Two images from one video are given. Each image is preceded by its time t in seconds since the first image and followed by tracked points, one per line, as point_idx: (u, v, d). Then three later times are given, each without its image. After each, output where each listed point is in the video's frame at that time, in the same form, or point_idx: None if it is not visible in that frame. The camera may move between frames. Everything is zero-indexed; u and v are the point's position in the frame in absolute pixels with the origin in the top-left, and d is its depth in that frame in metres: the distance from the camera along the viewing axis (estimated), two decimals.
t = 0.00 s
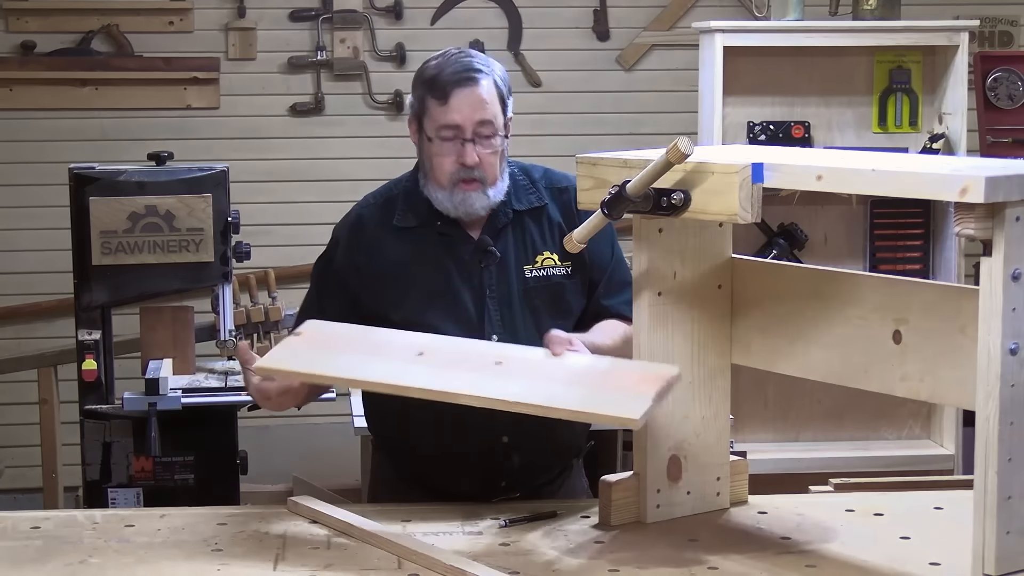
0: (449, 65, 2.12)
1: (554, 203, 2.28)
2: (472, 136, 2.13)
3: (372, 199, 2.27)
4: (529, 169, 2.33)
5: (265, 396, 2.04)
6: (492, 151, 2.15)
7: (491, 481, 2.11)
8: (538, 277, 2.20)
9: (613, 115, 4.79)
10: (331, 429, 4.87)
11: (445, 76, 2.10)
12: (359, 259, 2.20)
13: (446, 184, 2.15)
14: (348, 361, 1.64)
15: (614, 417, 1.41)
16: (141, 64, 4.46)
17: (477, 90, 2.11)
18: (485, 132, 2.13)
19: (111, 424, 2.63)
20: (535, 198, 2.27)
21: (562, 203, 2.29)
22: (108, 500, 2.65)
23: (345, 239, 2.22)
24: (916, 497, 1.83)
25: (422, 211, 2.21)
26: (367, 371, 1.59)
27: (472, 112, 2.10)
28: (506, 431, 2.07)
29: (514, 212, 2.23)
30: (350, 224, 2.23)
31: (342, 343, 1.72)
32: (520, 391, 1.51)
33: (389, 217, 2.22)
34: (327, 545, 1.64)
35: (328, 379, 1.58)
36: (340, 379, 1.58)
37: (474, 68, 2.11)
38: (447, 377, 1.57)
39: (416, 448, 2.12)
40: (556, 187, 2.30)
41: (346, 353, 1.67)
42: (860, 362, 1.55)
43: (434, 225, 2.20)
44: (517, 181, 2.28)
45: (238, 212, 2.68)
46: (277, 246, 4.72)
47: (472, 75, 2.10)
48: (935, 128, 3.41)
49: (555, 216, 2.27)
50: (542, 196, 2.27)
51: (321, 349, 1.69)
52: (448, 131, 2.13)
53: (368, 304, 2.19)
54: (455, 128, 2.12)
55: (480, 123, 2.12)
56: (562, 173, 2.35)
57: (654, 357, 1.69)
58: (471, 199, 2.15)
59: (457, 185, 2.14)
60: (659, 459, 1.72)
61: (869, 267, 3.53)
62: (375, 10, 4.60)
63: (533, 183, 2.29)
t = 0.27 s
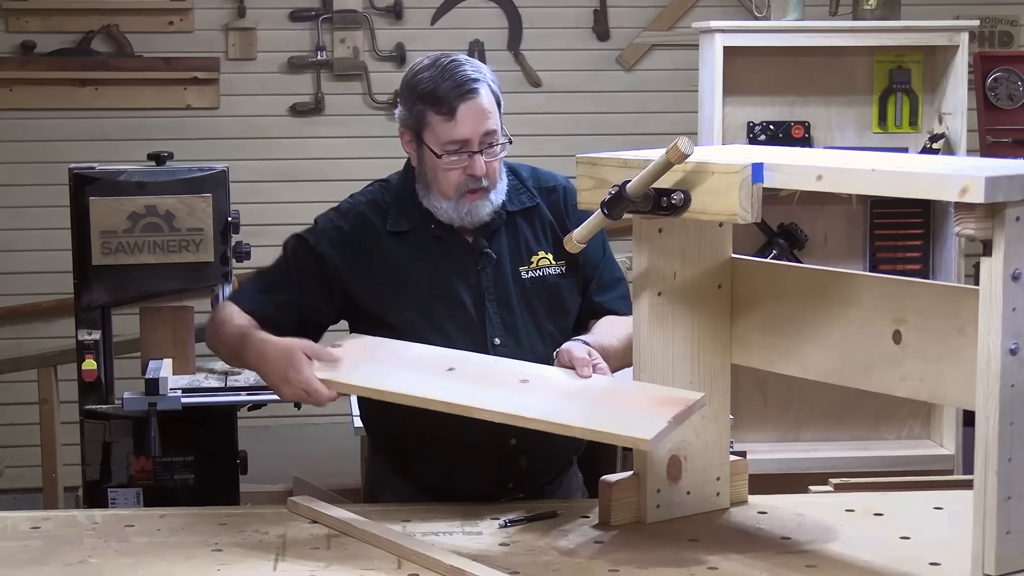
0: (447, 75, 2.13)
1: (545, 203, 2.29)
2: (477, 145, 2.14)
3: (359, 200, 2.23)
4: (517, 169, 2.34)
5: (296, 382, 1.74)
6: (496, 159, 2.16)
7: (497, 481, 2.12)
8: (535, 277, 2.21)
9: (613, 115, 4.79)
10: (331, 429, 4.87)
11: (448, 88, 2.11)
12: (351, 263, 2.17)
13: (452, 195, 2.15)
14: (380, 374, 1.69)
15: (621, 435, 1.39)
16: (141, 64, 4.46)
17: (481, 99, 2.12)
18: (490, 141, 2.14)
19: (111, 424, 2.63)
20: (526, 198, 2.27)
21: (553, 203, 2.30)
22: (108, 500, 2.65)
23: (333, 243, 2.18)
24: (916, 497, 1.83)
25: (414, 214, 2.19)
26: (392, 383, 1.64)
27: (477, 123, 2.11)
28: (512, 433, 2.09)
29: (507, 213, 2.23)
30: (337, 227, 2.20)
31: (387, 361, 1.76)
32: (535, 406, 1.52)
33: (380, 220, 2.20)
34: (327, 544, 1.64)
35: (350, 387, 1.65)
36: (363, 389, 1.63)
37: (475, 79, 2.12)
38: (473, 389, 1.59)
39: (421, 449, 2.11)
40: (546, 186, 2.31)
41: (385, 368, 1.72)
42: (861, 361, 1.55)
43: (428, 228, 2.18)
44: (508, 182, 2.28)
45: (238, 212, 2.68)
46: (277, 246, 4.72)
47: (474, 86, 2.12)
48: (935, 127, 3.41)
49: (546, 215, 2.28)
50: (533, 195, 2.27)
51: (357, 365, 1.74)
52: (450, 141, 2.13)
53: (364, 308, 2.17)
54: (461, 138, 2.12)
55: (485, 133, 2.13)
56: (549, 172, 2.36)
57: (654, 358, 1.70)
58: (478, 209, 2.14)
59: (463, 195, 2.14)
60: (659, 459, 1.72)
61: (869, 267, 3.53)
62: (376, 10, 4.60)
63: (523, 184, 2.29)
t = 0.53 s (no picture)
0: (444, 80, 2.11)
1: (537, 200, 2.31)
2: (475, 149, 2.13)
3: (351, 203, 2.20)
4: (504, 168, 2.35)
5: (356, 394, 1.69)
6: (492, 162, 2.16)
7: (507, 479, 2.14)
8: (535, 274, 2.22)
9: (613, 115, 4.79)
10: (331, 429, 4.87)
11: (448, 92, 2.09)
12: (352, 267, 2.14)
13: (448, 198, 2.14)
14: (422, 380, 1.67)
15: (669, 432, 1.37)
16: (141, 64, 4.46)
17: (481, 104, 2.11)
18: (488, 145, 2.14)
19: (111, 424, 2.63)
20: (519, 196, 2.29)
21: (544, 200, 2.32)
22: (108, 500, 2.65)
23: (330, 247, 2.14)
24: (916, 497, 1.83)
25: (411, 215, 2.17)
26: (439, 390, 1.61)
27: (477, 127, 2.10)
28: (525, 430, 2.12)
29: (501, 211, 2.24)
30: (332, 232, 2.15)
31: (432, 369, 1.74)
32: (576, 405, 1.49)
33: (377, 222, 2.17)
34: (327, 545, 1.64)
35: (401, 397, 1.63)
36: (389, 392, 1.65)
37: (474, 83, 2.11)
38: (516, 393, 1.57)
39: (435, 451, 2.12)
40: (536, 183, 2.33)
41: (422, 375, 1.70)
42: (860, 361, 1.55)
43: (427, 229, 2.16)
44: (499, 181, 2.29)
45: (238, 212, 2.68)
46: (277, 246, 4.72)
47: (473, 90, 2.10)
48: (935, 127, 3.41)
49: (539, 212, 2.30)
50: (524, 193, 2.29)
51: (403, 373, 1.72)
52: (449, 145, 2.12)
53: (366, 309, 2.14)
54: (460, 142, 2.11)
55: (484, 137, 2.12)
56: (536, 170, 2.38)
57: (655, 358, 1.69)
58: (475, 212, 2.14)
59: (459, 199, 2.13)
60: (659, 459, 1.73)
61: (869, 267, 3.53)
62: (376, 10, 4.60)
63: (513, 182, 2.31)
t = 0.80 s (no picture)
0: (443, 87, 2.05)
1: (530, 202, 2.27)
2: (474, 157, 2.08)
3: (349, 210, 2.10)
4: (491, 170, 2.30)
5: (448, 392, 1.64)
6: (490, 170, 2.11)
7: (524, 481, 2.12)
8: (538, 274, 2.18)
9: (613, 115, 4.79)
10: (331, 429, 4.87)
11: (446, 101, 2.03)
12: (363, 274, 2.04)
13: (446, 205, 2.09)
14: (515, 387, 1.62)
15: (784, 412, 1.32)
16: (142, 64, 4.46)
17: (480, 112, 2.05)
18: (486, 153, 2.08)
19: (111, 423, 2.63)
20: (511, 197, 2.25)
21: (536, 201, 2.28)
22: (108, 500, 2.65)
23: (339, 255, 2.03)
24: (916, 497, 1.83)
25: (412, 221, 2.09)
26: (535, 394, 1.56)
27: (476, 136, 2.05)
28: (544, 428, 2.11)
29: (497, 212, 2.20)
30: (337, 240, 2.05)
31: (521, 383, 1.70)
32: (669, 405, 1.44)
33: (381, 227, 2.07)
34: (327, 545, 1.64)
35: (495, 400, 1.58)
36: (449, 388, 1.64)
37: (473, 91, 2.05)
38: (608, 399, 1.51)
39: (463, 454, 2.08)
40: (524, 185, 2.28)
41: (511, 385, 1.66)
42: (860, 362, 1.55)
43: (429, 235, 2.09)
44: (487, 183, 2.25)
45: (238, 212, 2.68)
46: (277, 246, 4.72)
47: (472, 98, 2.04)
48: (935, 127, 3.41)
49: (533, 213, 2.26)
50: (517, 195, 2.25)
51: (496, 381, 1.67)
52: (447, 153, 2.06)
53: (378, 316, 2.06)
54: (459, 152, 2.05)
55: (483, 146, 2.07)
56: (523, 171, 2.34)
57: (654, 357, 1.69)
58: (474, 219, 2.10)
59: (458, 206, 2.08)
60: (658, 459, 1.73)
61: (869, 267, 3.53)
62: (376, 10, 4.60)
63: (503, 182, 2.26)
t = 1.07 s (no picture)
0: (459, 90, 1.97)
1: (527, 202, 2.27)
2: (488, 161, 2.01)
3: (361, 215, 2.01)
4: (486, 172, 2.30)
5: (530, 413, 1.60)
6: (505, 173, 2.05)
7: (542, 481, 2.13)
8: (546, 274, 2.17)
9: (613, 115, 4.79)
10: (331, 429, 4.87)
11: (463, 104, 1.96)
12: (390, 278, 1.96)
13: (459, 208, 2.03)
14: (602, 398, 1.58)
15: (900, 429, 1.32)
16: (142, 64, 4.46)
17: (497, 116, 1.98)
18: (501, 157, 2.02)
19: (111, 423, 2.63)
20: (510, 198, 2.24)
21: (532, 201, 2.29)
22: (108, 500, 2.65)
23: (364, 260, 1.95)
24: (916, 497, 1.83)
25: (428, 224, 2.03)
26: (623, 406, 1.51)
27: (493, 141, 1.98)
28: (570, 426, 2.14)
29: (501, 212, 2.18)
30: (359, 246, 1.96)
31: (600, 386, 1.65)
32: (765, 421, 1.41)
33: (399, 231, 2.00)
34: (327, 544, 1.64)
35: (580, 413, 1.53)
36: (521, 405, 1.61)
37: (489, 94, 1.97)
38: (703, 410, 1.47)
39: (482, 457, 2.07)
40: (521, 185, 2.29)
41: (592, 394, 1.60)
42: (860, 362, 1.55)
43: (447, 238, 2.03)
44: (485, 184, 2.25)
45: (238, 212, 2.68)
46: (277, 246, 4.72)
47: (489, 102, 1.97)
48: (935, 127, 3.40)
49: (531, 214, 2.26)
50: (516, 196, 2.25)
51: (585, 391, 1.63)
52: (462, 158, 1.99)
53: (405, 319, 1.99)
54: (475, 157, 1.98)
55: (499, 151, 2.00)
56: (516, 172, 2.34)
57: (655, 357, 1.69)
58: (487, 220, 2.05)
59: (471, 209, 2.03)
60: (658, 458, 1.73)
61: (869, 267, 3.53)
62: (376, 10, 4.60)
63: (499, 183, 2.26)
